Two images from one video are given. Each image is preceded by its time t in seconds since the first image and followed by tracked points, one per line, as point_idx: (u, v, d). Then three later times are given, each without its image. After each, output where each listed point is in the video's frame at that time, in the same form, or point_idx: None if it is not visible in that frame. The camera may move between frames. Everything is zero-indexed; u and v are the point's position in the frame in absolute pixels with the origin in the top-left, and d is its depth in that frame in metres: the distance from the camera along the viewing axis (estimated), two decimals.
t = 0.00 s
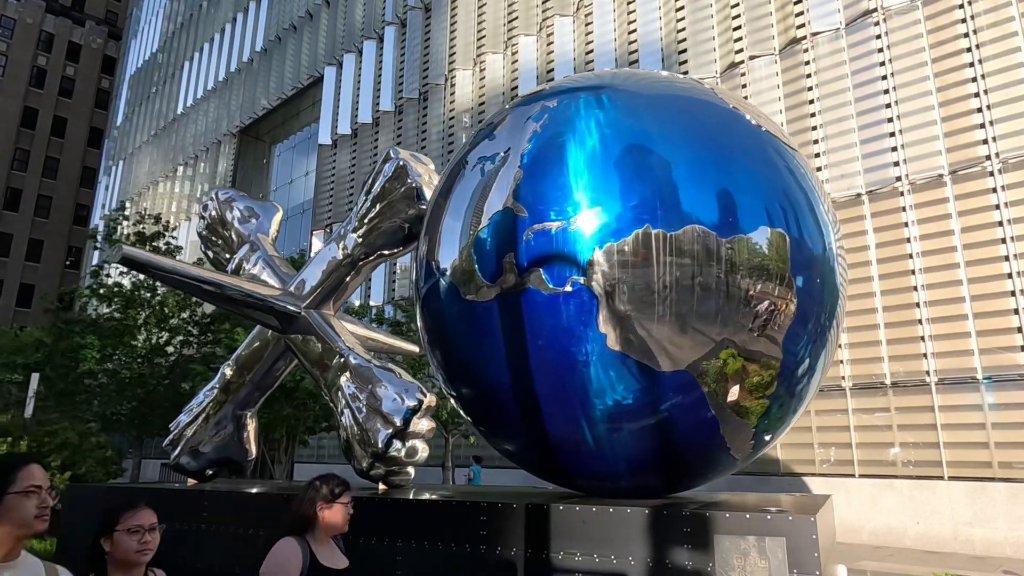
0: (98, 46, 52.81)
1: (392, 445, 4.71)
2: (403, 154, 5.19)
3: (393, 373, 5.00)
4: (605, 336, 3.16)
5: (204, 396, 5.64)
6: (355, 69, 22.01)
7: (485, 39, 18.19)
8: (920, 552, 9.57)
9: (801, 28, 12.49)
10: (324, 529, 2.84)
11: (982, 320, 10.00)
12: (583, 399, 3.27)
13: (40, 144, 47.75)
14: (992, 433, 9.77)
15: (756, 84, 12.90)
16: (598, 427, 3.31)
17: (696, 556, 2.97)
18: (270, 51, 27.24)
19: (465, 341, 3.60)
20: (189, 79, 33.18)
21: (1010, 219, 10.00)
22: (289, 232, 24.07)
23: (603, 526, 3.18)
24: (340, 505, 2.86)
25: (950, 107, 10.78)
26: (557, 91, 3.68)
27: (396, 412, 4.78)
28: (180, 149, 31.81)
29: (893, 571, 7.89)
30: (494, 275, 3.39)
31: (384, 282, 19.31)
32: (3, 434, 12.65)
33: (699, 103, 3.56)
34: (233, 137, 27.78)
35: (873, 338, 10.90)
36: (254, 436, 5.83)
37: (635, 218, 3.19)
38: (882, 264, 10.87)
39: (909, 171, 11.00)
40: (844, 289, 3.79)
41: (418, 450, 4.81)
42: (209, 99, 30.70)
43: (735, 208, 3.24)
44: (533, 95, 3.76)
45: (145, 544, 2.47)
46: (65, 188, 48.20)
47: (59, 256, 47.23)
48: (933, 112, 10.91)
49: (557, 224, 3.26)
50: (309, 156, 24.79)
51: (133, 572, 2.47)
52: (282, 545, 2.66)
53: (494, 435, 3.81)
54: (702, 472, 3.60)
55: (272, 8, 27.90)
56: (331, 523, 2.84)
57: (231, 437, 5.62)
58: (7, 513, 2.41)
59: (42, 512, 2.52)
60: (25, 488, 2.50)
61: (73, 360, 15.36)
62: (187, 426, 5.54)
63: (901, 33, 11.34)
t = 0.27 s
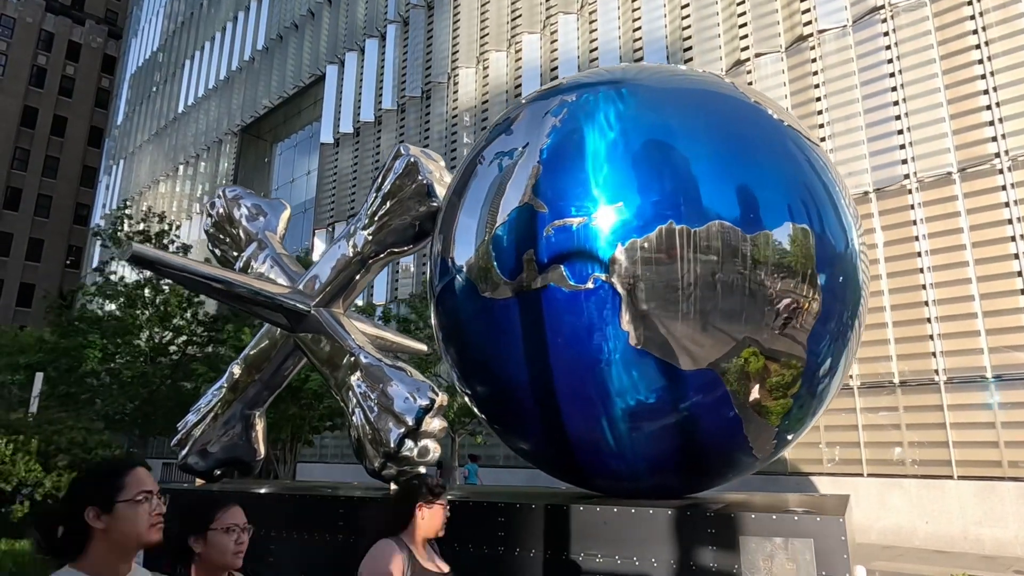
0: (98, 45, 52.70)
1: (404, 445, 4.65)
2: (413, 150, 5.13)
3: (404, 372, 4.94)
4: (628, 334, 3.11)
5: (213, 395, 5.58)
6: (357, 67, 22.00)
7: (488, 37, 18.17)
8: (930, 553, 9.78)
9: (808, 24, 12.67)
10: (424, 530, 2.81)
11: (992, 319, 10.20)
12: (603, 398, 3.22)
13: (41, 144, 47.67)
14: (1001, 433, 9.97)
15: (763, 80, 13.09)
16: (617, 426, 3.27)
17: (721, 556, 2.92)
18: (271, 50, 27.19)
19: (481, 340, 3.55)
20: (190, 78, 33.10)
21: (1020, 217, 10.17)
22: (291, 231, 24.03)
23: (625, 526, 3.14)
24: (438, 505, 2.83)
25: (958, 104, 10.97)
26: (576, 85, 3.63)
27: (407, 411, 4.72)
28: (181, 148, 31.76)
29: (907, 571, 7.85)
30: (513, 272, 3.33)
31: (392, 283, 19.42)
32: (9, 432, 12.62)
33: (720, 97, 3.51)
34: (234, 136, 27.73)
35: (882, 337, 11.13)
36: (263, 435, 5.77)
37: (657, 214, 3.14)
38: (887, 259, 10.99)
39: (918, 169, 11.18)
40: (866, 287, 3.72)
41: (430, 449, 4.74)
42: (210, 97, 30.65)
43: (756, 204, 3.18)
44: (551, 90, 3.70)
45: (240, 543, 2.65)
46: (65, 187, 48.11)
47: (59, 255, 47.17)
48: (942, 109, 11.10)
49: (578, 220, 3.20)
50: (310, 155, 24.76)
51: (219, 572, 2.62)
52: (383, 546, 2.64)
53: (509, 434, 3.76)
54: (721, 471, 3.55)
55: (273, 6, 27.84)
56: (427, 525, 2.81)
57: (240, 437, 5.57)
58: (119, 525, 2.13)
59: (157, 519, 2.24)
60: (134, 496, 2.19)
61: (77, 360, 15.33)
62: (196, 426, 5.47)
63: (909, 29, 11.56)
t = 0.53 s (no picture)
0: (97, 42, 52.51)
1: (413, 442, 4.62)
2: (421, 145, 5.07)
3: (412, 369, 4.88)
4: (646, 330, 3.05)
5: (217, 393, 5.53)
6: (359, 64, 21.94)
7: (490, 33, 18.13)
8: (938, 552, 9.98)
9: (813, 20, 12.91)
10: (512, 541, 2.43)
11: (999, 317, 10.44)
12: (618, 395, 3.17)
13: (40, 141, 47.54)
14: (1008, 432, 10.19)
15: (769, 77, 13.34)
16: (631, 425, 3.21)
17: (739, 557, 2.86)
18: (271, 47, 27.10)
19: (492, 336, 3.49)
20: (191, 75, 32.98)
21: None
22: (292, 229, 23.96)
23: (640, 526, 3.08)
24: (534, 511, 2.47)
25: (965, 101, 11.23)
26: (591, 77, 3.57)
27: (415, 408, 4.68)
28: (181, 145, 31.66)
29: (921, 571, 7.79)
30: (528, 268, 3.28)
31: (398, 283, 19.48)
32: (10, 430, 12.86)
33: (737, 89, 3.45)
34: (234, 134, 27.65)
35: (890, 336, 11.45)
36: (268, 433, 5.71)
37: (675, 208, 3.08)
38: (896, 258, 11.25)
39: (924, 166, 11.50)
40: (884, 284, 3.66)
41: (439, 447, 4.69)
42: (210, 95, 30.56)
43: (773, 197, 3.11)
44: (564, 82, 3.64)
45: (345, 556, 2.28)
46: (64, 184, 48.00)
47: (58, 253, 47.05)
48: (949, 105, 11.38)
49: (594, 214, 3.15)
50: (311, 153, 24.70)
51: None
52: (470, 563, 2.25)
53: (520, 432, 3.70)
54: (737, 471, 3.49)
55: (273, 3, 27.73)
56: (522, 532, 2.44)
57: (244, 435, 5.51)
58: (248, 539, 1.85)
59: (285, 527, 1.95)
60: (261, 504, 1.91)
61: (78, 358, 15.26)
62: (200, 424, 5.42)
63: (915, 25, 11.82)
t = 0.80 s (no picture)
0: (97, 40, 52.36)
1: (421, 441, 4.54)
2: (429, 140, 4.99)
3: (420, 366, 4.83)
4: (666, 325, 2.98)
5: (222, 390, 5.47)
6: (360, 60, 21.85)
7: (493, 29, 18.07)
8: (947, 551, 10.11)
9: (820, 16, 12.94)
10: (621, 551, 2.28)
11: (1008, 314, 10.51)
12: (636, 391, 3.10)
13: (40, 139, 47.42)
14: (1017, 429, 10.32)
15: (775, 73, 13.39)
16: (647, 423, 3.15)
17: (760, 559, 2.77)
18: (272, 44, 27.01)
19: (505, 332, 3.43)
20: (191, 72, 32.87)
21: None
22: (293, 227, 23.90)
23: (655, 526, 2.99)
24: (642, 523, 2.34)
25: (973, 97, 11.32)
26: (607, 67, 3.49)
27: (424, 406, 4.62)
28: (181, 143, 31.57)
29: (934, 570, 7.72)
30: (543, 262, 3.20)
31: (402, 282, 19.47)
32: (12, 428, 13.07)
33: (758, 79, 3.37)
34: (235, 131, 27.57)
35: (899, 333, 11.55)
36: (273, 431, 5.63)
37: (696, 199, 3.00)
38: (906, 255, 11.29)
39: (933, 162, 11.58)
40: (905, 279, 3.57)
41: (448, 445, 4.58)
42: (210, 92, 30.47)
43: (792, 189, 3.05)
44: (580, 71, 3.56)
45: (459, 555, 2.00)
46: (64, 182, 47.90)
47: (58, 252, 46.94)
48: (958, 101, 11.45)
49: (613, 206, 3.07)
50: (312, 150, 24.63)
51: None
52: None
53: (532, 429, 3.65)
54: (755, 470, 3.41)
55: None
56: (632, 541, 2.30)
57: (250, 433, 5.44)
58: (406, 544, 1.54)
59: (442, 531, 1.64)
60: (419, 500, 1.61)
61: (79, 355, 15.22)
62: (205, 422, 5.37)
63: (922, 22, 11.92)
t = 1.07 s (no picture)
0: (98, 38, 52.22)
1: (435, 438, 4.49)
2: (441, 134, 4.93)
3: (432, 363, 4.73)
4: (692, 321, 2.92)
5: (231, 388, 5.41)
6: (363, 57, 21.77)
7: (498, 25, 17.99)
8: (958, 549, 10.06)
9: (829, 11, 12.88)
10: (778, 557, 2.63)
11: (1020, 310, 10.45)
12: (659, 388, 3.03)
13: (41, 137, 47.36)
14: None
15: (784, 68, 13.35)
16: (668, 419, 3.08)
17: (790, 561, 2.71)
18: (274, 40, 26.92)
19: (522, 328, 3.36)
20: (193, 69, 32.78)
21: None
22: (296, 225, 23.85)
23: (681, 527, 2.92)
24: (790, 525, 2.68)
25: (985, 92, 11.26)
26: (629, 57, 3.42)
27: (437, 404, 4.55)
28: (184, 141, 31.50)
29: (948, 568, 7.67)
30: (565, 256, 3.13)
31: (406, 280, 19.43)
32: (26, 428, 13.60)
33: (783, 70, 3.30)
34: (238, 129, 27.50)
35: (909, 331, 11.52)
36: (283, 430, 5.56)
37: (723, 191, 2.94)
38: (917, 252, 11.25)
39: (944, 157, 11.53)
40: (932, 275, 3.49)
41: (461, 443, 4.55)
42: (212, 89, 30.39)
43: (817, 181, 2.97)
44: (600, 62, 3.49)
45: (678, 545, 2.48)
46: (66, 180, 47.86)
47: (60, 250, 46.95)
48: (969, 95, 11.40)
49: (638, 199, 3.00)
50: (315, 147, 24.57)
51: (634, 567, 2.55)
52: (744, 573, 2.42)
53: (549, 425, 3.58)
54: (778, 469, 3.35)
55: None
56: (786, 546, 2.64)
57: (260, 432, 5.38)
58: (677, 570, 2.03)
59: (713, 550, 2.10)
60: (686, 531, 2.09)
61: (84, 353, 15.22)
62: (214, 420, 5.32)
63: (933, 16, 11.87)
